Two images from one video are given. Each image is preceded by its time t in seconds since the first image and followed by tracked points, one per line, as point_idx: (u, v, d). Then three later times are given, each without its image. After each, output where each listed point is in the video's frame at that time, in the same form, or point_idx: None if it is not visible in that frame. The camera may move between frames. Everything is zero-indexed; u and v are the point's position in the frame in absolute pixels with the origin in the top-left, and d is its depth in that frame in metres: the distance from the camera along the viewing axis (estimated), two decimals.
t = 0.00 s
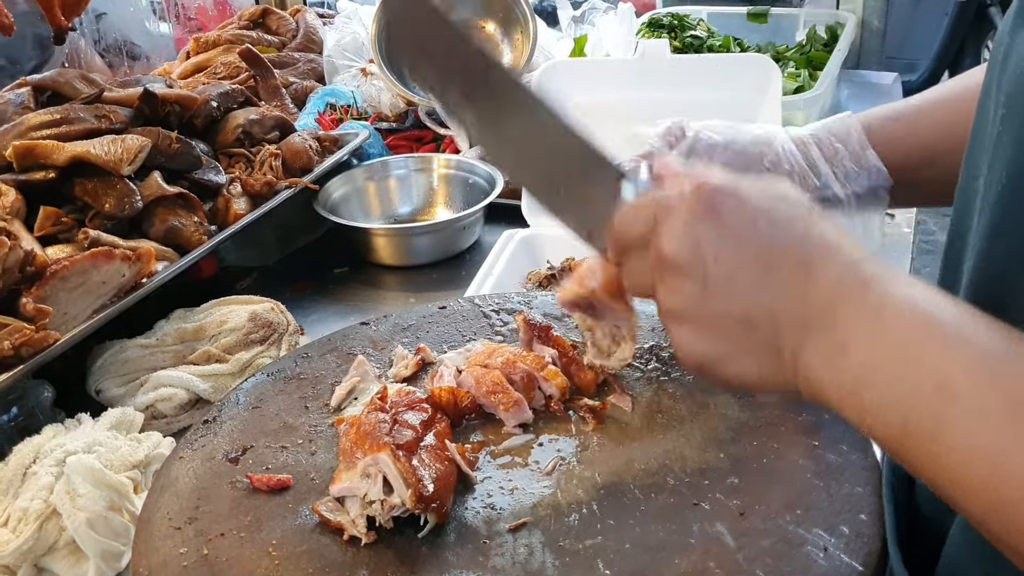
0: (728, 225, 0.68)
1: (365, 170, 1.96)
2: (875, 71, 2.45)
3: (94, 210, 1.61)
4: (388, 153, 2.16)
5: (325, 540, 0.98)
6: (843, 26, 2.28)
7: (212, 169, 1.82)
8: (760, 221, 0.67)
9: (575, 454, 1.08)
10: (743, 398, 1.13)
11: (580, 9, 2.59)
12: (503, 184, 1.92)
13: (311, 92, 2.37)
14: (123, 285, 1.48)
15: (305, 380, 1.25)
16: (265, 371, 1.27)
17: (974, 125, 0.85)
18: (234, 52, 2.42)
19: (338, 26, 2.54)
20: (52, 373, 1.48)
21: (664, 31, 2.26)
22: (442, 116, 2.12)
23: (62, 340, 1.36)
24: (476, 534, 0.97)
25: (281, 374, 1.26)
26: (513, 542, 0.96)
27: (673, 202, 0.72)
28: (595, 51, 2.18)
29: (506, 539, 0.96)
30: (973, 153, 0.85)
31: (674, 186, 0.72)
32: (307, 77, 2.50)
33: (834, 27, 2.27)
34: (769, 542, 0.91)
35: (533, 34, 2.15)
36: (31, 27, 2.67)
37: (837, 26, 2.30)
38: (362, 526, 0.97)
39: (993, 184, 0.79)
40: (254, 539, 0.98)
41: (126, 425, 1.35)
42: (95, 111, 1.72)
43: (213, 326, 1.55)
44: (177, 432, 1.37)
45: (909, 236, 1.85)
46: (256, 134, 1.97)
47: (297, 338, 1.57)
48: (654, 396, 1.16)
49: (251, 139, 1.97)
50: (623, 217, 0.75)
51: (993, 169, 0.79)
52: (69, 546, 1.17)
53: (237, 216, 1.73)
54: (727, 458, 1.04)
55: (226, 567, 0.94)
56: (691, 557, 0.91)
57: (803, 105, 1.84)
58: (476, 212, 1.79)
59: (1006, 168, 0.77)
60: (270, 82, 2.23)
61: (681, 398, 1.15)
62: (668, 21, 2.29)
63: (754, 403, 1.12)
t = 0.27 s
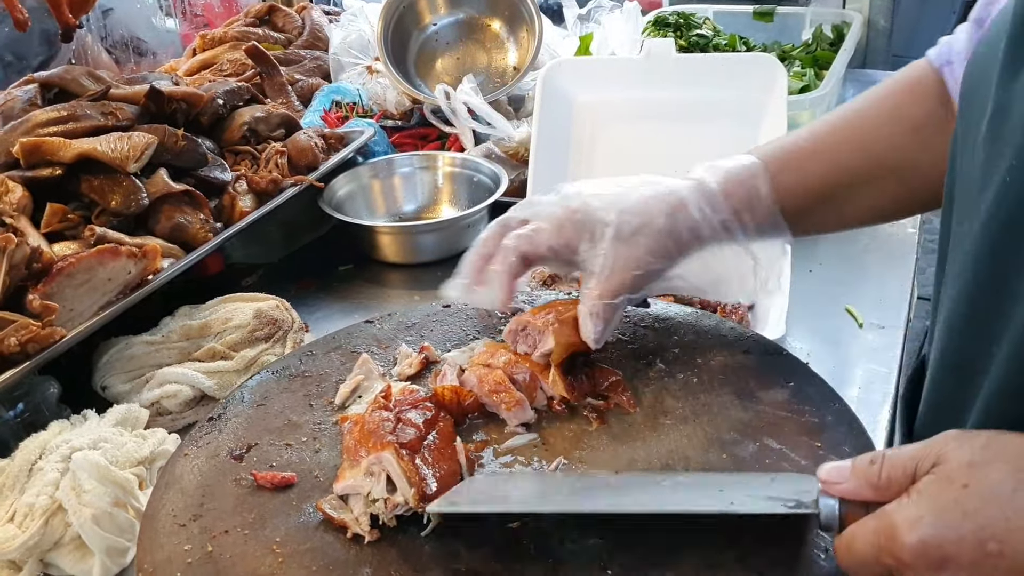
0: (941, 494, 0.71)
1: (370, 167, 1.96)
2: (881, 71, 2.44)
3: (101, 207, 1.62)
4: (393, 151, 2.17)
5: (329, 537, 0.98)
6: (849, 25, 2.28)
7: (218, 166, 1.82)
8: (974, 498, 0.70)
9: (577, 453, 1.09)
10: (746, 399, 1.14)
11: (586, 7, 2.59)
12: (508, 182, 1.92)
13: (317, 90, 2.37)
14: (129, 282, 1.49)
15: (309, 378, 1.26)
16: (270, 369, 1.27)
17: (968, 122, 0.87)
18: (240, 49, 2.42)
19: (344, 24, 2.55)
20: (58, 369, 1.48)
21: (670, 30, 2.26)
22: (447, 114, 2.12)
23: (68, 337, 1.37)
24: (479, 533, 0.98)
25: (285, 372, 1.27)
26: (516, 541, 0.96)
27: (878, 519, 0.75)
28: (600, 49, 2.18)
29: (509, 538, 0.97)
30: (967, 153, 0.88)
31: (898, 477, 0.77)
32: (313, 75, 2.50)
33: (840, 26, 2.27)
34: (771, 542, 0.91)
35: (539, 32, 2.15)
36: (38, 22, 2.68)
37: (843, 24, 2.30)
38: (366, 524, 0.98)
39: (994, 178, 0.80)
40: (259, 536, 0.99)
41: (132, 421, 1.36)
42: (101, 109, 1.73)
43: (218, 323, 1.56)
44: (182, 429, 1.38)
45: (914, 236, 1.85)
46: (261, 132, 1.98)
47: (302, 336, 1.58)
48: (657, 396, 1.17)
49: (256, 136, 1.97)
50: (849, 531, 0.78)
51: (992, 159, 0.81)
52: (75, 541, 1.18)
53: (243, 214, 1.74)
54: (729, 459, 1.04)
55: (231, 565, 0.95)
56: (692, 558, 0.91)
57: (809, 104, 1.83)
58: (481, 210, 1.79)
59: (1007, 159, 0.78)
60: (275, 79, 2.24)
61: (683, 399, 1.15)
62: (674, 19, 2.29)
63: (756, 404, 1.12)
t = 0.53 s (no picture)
0: (907, 402, 0.80)
1: (375, 165, 1.96)
2: (889, 70, 2.44)
3: (106, 204, 1.62)
4: (398, 149, 2.17)
5: (332, 536, 0.98)
6: (855, 24, 2.28)
7: (223, 164, 1.83)
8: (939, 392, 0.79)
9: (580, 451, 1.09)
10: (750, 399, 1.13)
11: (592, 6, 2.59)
12: (513, 181, 1.91)
13: (322, 87, 2.37)
14: (134, 279, 1.49)
15: (313, 376, 1.26)
16: (274, 367, 1.27)
17: (982, 136, 0.87)
18: (246, 47, 2.42)
19: (350, 22, 2.55)
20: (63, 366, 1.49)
21: (675, 29, 2.26)
22: (452, 112, 2.12)
23: (73, 334, 1.37)
24: (482, 532, 0.98)
25: (290, 370, 1.27)
26: (519, 540, 0.96)
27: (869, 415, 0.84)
28: (605, 48, 2.18)
29: (512, 537, 0.97)
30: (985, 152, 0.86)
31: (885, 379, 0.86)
32: (318, 72, 2.50)
33: (846, 25, 2.26)
34: (774, 542, 0.91)
35: (544, 30, 2.15)
36: (43, 20, 2.70)
37: (850, 24, 2.29)
38: (362, 534, 0.96)
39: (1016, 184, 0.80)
40: (262, 534, 0.99)
41: (136, 419, 1.36)
42: (107, 106, 1.73)
43: (223, 321, 1.56)
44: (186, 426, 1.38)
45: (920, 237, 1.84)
46: (267, 130, 1.98)
47: (306, 334, 1.58)
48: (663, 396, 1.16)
49: (262, 134, 1.97)
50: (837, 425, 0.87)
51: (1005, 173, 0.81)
52: (79, 538, 1.18)
53: (248, 212, 1.74)
54: (733, 459, 1.04)
55: (234, 563, 0.95)
56: (695, 557, 0.91)
57: (814, 104, 1.82)
58: (486, 208, 1.79)
59: None
60: (281, 77, 2.25)
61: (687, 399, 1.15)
62: (680, 18, 2.28)
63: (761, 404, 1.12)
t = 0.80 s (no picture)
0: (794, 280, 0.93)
1: (379, 162, 1.96)
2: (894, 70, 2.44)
3: (110, 199, 1.62)
4: (402, 146, 2.17)
5: (331, 533, 0.99)
6: (860, 24, 2.27)
7: (228, 160, 1.83)
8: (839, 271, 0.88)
9: (579, 451, 1.09)
10: (749, 400, 1.14)
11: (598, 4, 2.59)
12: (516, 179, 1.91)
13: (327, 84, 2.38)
14: (137, 275, 1.50)
15: (314, 372, 1.26)
16: (275, 364, 1.28)
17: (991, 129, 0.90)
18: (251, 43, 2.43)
19: (355, 19, 2.55)
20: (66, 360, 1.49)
21: (680, 29, 2.26)
22: (456, 110, 2.12)
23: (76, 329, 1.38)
24: (481, 530, 0.98)
25: (291, 367, 1.27)
26: (517, 538, 0.97)
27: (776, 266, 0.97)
28: (610, 47, 2.18)
29: (510, 535, 0.97)
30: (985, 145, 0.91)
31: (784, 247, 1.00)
32: (323, 69, 2.51)
33: (852, 25, 2.26)
34: (771, 543, 0.92)
35: (549, 29, 2.15)
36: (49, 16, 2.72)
37: (855, 24, 2.29)
38: (361, 530, 0.96)
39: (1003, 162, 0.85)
40: (261, 530, 0.99)
41: (138, 414, 1.36)
42: (111, 101, 1.73)
43: (226, 317, 1.56)
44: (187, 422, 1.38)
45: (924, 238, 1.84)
46: (271, 126, 1.99)
47: (308, 330, 1.58)
48: (662, 396, 1.17)
49: (266, 131, 1.98)
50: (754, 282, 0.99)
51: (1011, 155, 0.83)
52: (80, 532, 1.18)
53: (252, 208, 1.75)
54: (731, 459, 1.04)
55: (233, 558, 0.95)
56: (692, 557, 0.92)
57: (818, 104, 1.82)
58: (489, 206, 1.79)
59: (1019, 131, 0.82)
60: (286, 73, 2.26)
61: (686, 399, 1.15)
62: (685, 17, 2.29)
63: (760, 404, 1.12)
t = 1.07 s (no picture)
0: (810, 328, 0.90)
1: (383, 162, 1.97)
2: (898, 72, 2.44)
3: (116, 199, 1.63)
4: (406, 146, 2.17)
5: (334, 532, 0.99)
6: (864, 26, 2.27)
7: (232, 160, 1.83)
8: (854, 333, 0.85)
9: (581, 452, 1.09)
10: (751, 401, 1.14)
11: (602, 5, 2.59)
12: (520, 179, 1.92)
13: (331, 84, 2.39)
14: (142, 275, 1.50)
15: (317, 372, 1.27)
16: (279, 364, 1.28)
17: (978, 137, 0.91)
18: (256, 43, 2.44)
19: (360, 19, 2.56)
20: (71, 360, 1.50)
21: (684, 29, 2.27)
22: (460, 110, 2.12)
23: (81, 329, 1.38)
24: (482, 530, 0.99)
25: (295, 367, 1.28)
26: (518, 538, 0.97)
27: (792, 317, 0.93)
28: (614, 48, 2.19)
29: (511, 536, 0.98)
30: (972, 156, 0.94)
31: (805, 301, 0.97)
32: (328, 69, 2.52)
33: (855, 27, 2.26)
34: (771, 545, 0.92)
35: (553, 29, 2.15)
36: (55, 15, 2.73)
37: (859, 25, 2.29)
38: (362, 530, 0.97)
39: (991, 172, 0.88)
40: (265, 529, 1.00)
41: (143, 413, 1.37)
42: (117, 102, 1.74)
43: (230, 316, 1.57)
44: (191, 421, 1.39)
45: (926, 240, 1.84)
46: (276, 126, 1.99)
47: (312, 329, 1.59)
48: (663, 396, 1.17)
49: (271, 131, 1.99)
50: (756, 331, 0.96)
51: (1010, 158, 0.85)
52: (84, 531, 1.19)
53: (256, 208, 1.75)
54: (732, 461, 1.05)
55: (237, 558, 0.96)
56: (692, 558, 0.92)
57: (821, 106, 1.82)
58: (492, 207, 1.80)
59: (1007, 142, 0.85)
60: (291, 73, 2.26)
61: (687, 400, 1.16)
62: (689, 18, 2.29)
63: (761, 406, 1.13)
